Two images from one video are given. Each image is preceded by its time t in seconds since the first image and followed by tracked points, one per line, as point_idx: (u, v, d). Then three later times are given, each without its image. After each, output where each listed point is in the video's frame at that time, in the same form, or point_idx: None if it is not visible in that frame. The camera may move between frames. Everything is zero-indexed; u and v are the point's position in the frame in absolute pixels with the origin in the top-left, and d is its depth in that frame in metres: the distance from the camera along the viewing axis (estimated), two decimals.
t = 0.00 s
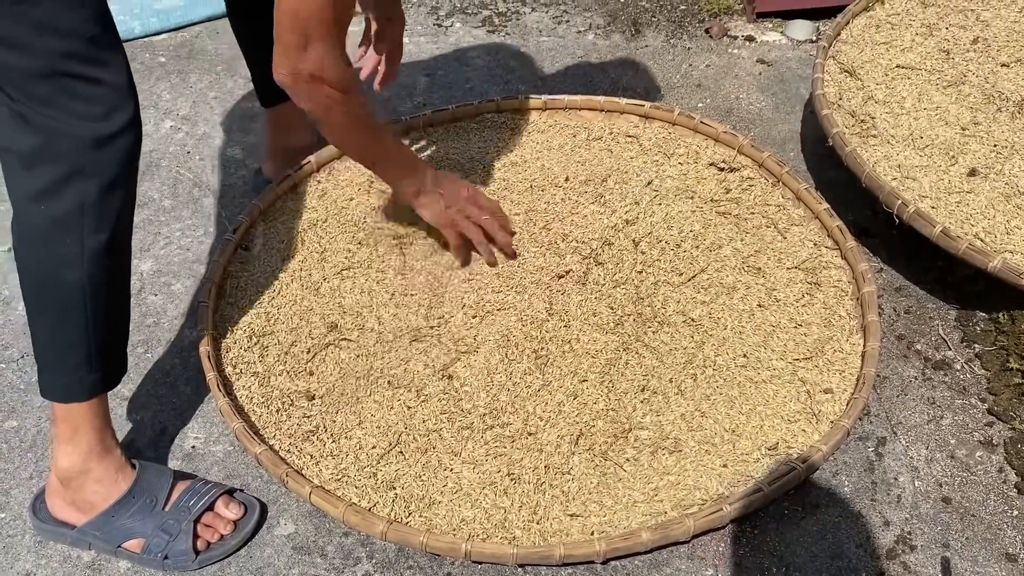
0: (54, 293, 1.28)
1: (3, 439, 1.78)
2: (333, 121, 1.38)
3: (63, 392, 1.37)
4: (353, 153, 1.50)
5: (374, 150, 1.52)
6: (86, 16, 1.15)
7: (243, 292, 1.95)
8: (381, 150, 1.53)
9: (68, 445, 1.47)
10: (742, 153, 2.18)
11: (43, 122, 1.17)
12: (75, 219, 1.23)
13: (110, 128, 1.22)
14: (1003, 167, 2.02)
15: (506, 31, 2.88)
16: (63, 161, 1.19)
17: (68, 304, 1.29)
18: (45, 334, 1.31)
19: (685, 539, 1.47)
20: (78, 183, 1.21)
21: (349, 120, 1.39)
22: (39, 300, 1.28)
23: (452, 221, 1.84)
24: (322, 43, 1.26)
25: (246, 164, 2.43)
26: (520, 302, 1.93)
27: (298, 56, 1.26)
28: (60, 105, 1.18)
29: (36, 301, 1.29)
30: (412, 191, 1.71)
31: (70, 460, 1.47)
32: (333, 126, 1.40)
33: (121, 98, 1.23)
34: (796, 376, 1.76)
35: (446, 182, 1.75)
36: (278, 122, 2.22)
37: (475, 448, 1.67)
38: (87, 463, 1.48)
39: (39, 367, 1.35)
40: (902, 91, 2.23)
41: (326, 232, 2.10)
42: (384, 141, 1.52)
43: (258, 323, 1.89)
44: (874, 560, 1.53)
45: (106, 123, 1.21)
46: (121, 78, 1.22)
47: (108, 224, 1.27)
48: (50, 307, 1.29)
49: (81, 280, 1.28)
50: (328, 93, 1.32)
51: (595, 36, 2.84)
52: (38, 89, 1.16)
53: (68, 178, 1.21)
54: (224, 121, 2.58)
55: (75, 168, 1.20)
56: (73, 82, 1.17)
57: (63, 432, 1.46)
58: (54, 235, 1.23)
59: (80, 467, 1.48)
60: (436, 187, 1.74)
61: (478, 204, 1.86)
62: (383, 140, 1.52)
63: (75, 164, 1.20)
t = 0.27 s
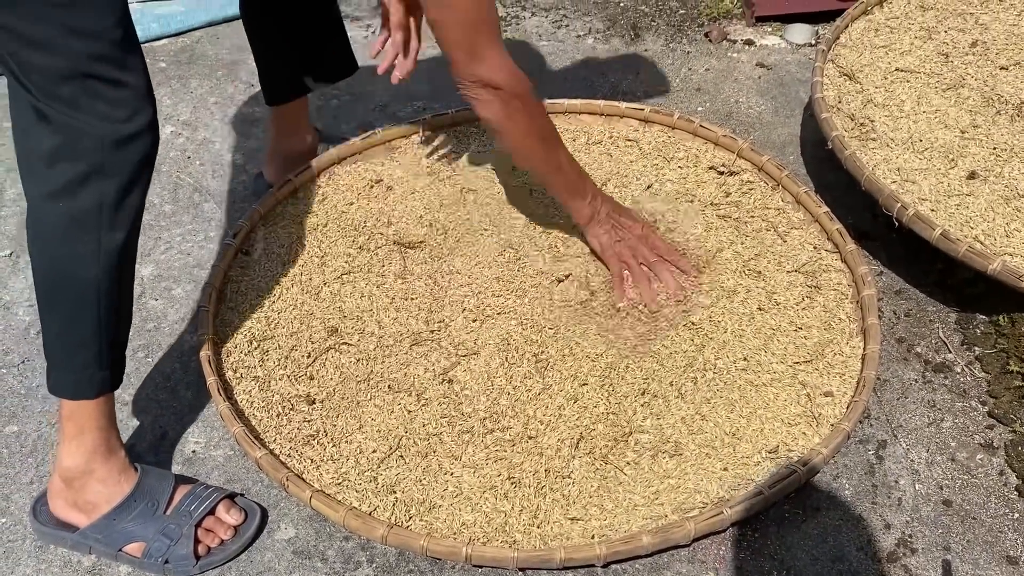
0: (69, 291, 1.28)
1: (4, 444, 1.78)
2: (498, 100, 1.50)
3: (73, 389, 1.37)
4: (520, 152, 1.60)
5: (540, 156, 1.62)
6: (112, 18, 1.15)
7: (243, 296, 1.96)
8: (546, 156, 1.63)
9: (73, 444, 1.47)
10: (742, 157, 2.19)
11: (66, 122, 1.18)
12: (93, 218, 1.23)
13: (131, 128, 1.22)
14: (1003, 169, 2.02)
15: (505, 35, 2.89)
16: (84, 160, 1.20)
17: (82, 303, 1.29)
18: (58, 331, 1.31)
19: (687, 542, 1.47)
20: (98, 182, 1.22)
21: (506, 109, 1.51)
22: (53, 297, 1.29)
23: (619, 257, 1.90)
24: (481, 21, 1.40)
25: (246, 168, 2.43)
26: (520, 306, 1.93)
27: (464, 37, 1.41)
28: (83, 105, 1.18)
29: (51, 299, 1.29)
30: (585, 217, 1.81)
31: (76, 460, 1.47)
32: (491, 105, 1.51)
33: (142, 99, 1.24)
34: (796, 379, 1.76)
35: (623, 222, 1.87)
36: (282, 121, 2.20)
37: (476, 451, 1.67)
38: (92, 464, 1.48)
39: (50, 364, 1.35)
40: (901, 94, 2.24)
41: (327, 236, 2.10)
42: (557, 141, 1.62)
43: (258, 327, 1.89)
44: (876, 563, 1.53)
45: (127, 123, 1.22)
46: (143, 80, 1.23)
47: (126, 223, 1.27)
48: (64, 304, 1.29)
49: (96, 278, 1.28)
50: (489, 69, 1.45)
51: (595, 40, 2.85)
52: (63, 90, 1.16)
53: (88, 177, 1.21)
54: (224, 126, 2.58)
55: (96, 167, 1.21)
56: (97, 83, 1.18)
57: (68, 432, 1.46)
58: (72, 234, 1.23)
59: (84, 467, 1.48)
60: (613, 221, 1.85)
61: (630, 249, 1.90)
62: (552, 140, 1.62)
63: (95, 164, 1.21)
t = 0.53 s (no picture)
0: (76, 292, 1.28)
1: (4, 448, 1.78)
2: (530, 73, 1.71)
3: (77, 389, 1.36)
4: (558, 117, 1.81)
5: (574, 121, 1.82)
6: (127, 21, 1.16)
7: (243, 300, 1.96)
8: (580, 120, 1.83)
9: (76, 443, 1.46)
10: (740, 160, 2.21)
11: (78, 122, 1.18)
12: (101, 218, 1.24)
13: (142, 129, 1.23)
14: (1001, 172, 2.02)
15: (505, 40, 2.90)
16: (95, 161, 1.21)
17: (89, 303, 1.30)
18: (63, 331, 1.31)
19: (687, 544, 1.47)
20: (107, 183, 1.23)
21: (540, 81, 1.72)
22: (59, 297, 1.29)
23: (653, 198, 2.03)
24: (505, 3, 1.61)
25: (246, 173, 2.44)
26: (520, 309, 1.93)
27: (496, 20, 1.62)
28: (95, 106, 1.18)
29: (57, 298, 1.29)
30: (621, 167, 1.97)
31: (80, 459, 1.47)
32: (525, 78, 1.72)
33: (152, 102, 1.24)
34: (796, 381, 1.76)
35: (648, 161, 2.03)
36: (283, 126, 2.20)
37: (476, 454, 1.67)
38: (94, 464, 1.47)
39: (54, 364, 1.35)
40: (900, 97, 2.24)
41: (327, 240, 2.11)
42: (587, 103, 1.83)
43: (258, 331, 1.90)
44: (876, 565, 1.53)
45: (139, 124, 1.23)
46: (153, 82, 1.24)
47: (134, 223, 1.28)
48: (71, 305, 1.29)
49: (102, 278, 1.28)
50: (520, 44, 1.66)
51: (594, 44, 2.85)
52: (76, 91, 1.16)
53: (98, 178, 1.22)
54: (225, 130, 2.59)
55: (107, 168, 1.22)
56: (109, 85, 1.18)
57: (70, 432, 1.46)
58: (81, 234, 1.24)
59: (86, 466, 1.47)
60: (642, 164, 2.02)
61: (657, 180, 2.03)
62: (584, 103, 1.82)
63: (106, 164, 1.21)
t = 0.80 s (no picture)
0: (66, 300, 1.28)
1: (4, 453, 1.78)
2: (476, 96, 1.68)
3: (70, 396, 1.37)
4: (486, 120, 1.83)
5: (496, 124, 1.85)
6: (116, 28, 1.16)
7: (242, 304, 1.96)
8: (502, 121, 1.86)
9: (72, 452, 1.46)
10: (739, 164, 2.21)
11: (65, 131, 1.18)
12: (90, 227, 1.24)
13: (131, 137, 1.23)
14: (1000, 174, 2.02)
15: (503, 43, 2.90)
16: (84, 170, 1.20)
17: (79, 312, 1.30)
18: (55, 338, 1.32)
19: (685, 548, 1.47)
20: (96, 192, 1.23)
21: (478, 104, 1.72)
22: (50, 305, 1.29)
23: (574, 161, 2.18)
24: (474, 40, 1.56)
25: (245, 177, 2.44)
26: (519, 312, 1.93)
27: (463, 59, 1.57)
28: (83, 115, 1.18)
29: (48, 305, 1.29)
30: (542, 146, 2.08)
31: (75, 468, 1.47)
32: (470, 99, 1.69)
33: (141, 110, 1.24)
34: (795, 384, 1.76)
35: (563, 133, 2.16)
36: (281, 131, 2.20)
37: (475, 457, 1.67)
38: (90, 472, 1.47)
39: (47, 371, 1.35)
40: (898, 100, 2.24)
41: (326, 244, 2.11)
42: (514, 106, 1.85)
43: (257, 335, 1.90)
44: (875, 568, 1.53)
45: (127, 133, 1.22)
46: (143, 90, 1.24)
47: (124, 232, 1.27)
48: (61, 313, 1.29)
49: (93, 287, 1.28)
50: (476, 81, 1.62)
51: (593, 48, 2.86)
52: (65, 99, 1.16)
53: (87, 186, 1.22)
54: (224, 134, 2.59)
55: (95, 177, 1.21)
56: (98, 93, 1.18)
57: (66, 440, 1.46)
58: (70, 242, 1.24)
59: (82, 475, 1.47)
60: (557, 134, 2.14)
61: (571, 145, 2.15)
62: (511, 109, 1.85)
63: (95, 173, 1.21)
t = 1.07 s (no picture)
0: (58, 307, 1.29)
1: None
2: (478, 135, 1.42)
3: (64, 404, 1.37)
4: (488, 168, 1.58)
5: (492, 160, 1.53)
6: (101, 35, 1.16)
7: (239, 309, 1.96)
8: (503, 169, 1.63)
9: (66, 459, 1.47)
10: (734, 168, 2.23)
11: (54, 138, 1.18)
12: (80, 234, 1.24)
13: (120, 144, 1.23)
14: (995, 178, 2.03)
15: (500, 48, 2.91)
16: (73, 177, 1.21)
17: (72, 318, 1.30)
18: (48, 346, 1.32)
19: (681, 553, 1.47)
20: (85, 198, 1.23)
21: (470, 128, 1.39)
22: (43, 312, 1.29)
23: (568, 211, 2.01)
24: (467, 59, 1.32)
25: (242, 182, 2.44)
26: (516, 317, 1.94)
27: (457, 80, 1.31)
28: (72, 122, 1.18)
29: (40, 313, 1.30)
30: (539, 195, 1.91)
31: (70, 475, 1.47)
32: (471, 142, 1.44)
33: (131, 116, 1.24)
34: (791, 389, 1.76)
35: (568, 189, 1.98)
36: (277, 136, 2.22)
37: (471, 462, 1.67)
38: (86, 478, 1.48)
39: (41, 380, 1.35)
40: (894, 104, 2.25)
41: (323, 249, 2.11)
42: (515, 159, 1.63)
43: (253, 340, 1.90)
44: (871, 572, 1.53)
45: (116, 139, 1.23)
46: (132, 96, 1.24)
47: (115, 238, 1.28)
48: (54, 320, 1.30)
49: (84, 294, 1.29)
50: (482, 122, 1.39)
51: (590, 52, 2.86)
52: (51, 107, 1.17)
53: (77, 193, 1.22)
54: (221, 139, 2.59)
55: (85, 183, 1.22)
56: (85, 100, 1.18)
57: (60, 446, 1.46)
58: (61, 249, 1.24)
59: (77, 482, 1.47)
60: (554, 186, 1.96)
61: (576, 199, 1.99)
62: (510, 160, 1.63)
63: (84, 180, 1.22)
